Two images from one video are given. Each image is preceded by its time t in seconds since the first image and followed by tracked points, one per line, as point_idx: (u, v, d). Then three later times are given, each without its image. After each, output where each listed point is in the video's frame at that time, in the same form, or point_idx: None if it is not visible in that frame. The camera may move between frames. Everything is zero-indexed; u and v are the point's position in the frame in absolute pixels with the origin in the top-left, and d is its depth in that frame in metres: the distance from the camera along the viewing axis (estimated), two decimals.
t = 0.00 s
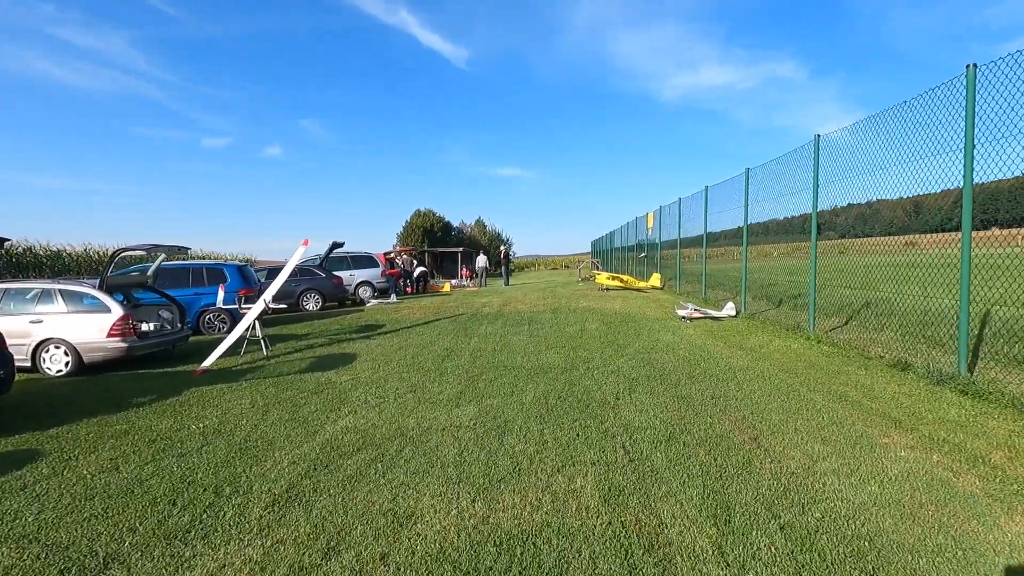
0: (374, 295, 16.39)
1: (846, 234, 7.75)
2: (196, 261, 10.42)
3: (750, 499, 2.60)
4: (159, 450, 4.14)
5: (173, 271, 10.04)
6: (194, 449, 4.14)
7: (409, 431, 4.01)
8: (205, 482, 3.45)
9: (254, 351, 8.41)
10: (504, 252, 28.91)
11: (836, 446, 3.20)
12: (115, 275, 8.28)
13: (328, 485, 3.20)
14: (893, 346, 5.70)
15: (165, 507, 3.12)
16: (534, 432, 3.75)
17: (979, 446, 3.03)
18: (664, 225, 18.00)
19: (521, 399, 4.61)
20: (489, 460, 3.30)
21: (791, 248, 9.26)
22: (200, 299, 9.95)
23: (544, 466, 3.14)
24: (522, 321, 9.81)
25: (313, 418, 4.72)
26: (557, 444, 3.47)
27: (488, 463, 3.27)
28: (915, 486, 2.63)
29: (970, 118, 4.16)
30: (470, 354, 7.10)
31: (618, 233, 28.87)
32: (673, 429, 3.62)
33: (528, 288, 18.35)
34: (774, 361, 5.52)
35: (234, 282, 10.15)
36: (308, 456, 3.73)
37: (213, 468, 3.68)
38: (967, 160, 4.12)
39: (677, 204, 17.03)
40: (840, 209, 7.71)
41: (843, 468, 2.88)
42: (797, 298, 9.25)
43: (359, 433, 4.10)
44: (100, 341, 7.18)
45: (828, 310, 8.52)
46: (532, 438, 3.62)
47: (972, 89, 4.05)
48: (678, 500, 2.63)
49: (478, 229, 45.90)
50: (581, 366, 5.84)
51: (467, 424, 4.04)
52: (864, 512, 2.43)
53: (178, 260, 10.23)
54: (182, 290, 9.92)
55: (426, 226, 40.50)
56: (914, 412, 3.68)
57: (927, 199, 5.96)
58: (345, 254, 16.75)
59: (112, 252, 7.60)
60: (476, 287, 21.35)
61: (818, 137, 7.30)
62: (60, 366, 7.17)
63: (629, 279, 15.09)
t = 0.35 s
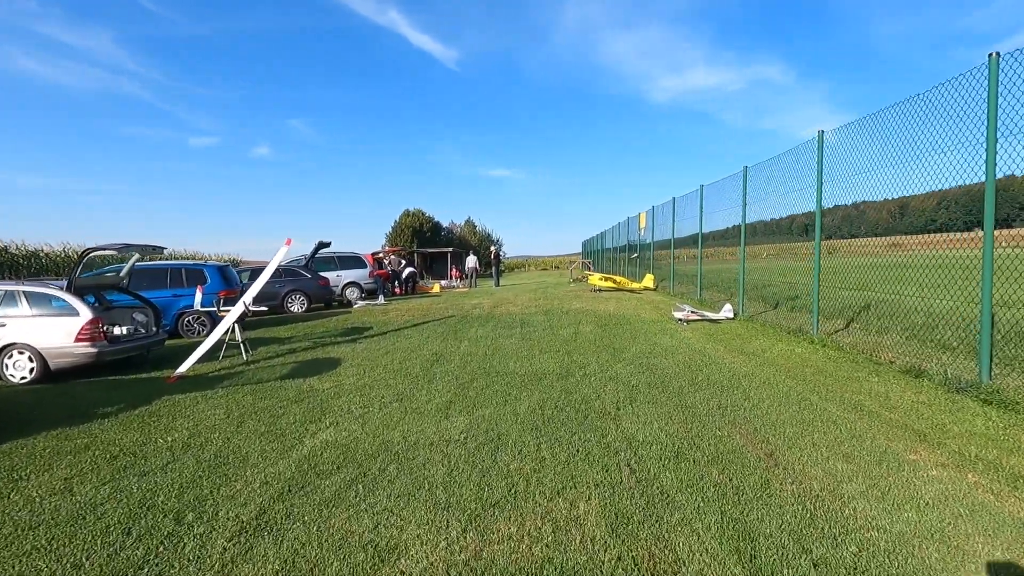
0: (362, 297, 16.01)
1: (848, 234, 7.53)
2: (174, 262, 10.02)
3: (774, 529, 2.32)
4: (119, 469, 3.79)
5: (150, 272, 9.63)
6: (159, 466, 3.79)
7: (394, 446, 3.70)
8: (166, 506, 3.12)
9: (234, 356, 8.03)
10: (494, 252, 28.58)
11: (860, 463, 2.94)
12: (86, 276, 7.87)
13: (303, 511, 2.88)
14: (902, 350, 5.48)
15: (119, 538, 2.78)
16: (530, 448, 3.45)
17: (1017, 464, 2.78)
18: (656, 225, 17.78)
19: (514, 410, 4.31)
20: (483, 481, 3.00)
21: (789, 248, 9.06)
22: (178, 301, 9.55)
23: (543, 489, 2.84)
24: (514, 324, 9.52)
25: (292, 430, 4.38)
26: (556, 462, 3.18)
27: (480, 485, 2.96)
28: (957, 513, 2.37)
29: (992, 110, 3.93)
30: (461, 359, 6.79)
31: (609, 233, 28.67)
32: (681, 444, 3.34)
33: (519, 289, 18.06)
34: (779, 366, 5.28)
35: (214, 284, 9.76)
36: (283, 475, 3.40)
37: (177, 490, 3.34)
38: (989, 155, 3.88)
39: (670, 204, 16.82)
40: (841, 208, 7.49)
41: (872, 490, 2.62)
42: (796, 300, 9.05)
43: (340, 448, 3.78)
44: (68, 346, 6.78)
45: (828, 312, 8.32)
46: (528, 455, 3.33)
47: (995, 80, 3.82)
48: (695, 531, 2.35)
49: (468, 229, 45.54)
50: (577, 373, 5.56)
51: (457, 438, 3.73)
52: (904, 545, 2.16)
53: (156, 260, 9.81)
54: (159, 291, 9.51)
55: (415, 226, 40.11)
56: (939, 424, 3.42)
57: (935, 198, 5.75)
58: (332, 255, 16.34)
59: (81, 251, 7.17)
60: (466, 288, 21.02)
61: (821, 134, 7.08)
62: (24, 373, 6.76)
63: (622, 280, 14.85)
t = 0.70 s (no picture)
0: (357, 295, 15.68)
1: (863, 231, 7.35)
2: (162, 259, 9.69)
3: (819, 558, 2.06)
4: (88, 481, 3.48)
5: (137, 269, 9.31)
6: (131, 478, 3.49)
7: (387, 457, 3.40)
8: (134, 525, 2.82)
9: (222, 356, 7.73)
10: (492, 250, 28.28)
11: (902, 477, 2.67)
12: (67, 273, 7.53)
13: (286, 532, 2.59)
14: (922, 349, 5.23)
15: (77, 564, 2.48)
16: (536, 459, 3.17)
17: None
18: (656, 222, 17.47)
19: (517, 415, 4.03)
20: (485, 498, 2.72)
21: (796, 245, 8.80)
22: (166, 299, 9.23)
23: (551, 508, 2.56)
24: (513, 322, 9.24)
25: (277, 437, 4.08)
26: (565, 475, 2.90)
27: (483, 502, 2.68)
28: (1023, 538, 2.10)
29: None
30: (459, 359, 6.50)
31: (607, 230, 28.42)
32: (700, 455, 3.06)
33: (518, 287, 17.79)
34: (794, 367, 5.01)
35: (203, 281, 9.44)
36: (265, 490, 3.11)
37: (148, 506, 3.04)
38: None
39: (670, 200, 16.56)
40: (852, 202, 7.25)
41: (922, 510, 2.35)
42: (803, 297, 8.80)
43: (328, 458, 3.48)
44: (45, 346, 6.46)
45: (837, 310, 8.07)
46: (534, 466, 3.05)
47: None
48: (728, 560, 2.08)
49: (465, 226, 45.20)
50: (582, 374, 5.28)
51: (456, 447, 3.43)
52: None
53: (142, 257, 9.48)
54: (146, 289, 9.19)
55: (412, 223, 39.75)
56: (979, 432, 3.16)
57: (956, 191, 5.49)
58: (326, 252, 16.01)
59: (60, 247, 6.84)
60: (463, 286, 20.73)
61: (834, 125, 6.81)
62: None
63: (622, 278, 14.59)
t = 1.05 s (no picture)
0: (357, 290, 15.42)
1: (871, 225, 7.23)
2: (156, 254, 9.42)
3: None
4: (66, 495, 3.22)
5: (130, 265, 9.04)
6: (112, 493, 3.23)
7: (388, 470, 3.15)
8: (112, 549, 2.57)
9: (218, 355, 7.48)
10: (494, 245, 28.02)
11: (961, 499, 2.41)
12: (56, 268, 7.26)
13: (277, 560, 2.33)
14: (952, 351, 4.98)
15: None
16: (551, 475, 2.91)
17: None
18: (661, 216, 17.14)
19: (527, 422, 3.77)
20: (498, 520, 2.46)
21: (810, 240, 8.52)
22: (160, 296, 8.97)
23: (571, 534, 2.31)
24: (517, 320, 8.98)
25: (271, 446, 3.82)
26: (585, 493, 2.65)
27: (495, 525, 2.42)
28: None
29: None
30: (463, 360, 6.25)
31: (609, 225, 28.12)
32: (730, 470, 2.81)
33: (520, 282, 17.50)
34: (817, 369, 4.76)
35: (198, 278, 9.18)
36: (256, 508, 2.85)
37: (128, 526, 2.78)
38: None
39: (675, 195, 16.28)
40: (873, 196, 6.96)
41: (993, 542, 2.09)
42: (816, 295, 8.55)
43: (325, 471, 3.22)
44: (32, 345, 6.20)
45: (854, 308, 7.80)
46: (550, 483, 2.79)
47: None
48: None
49: (466, 221, 44.88)
50: (593, 376, 5.02)
51: (463, 459, 3.17)
52: None
53: (136, 252, 9.21)
54: (140, 286, 8.92)
55: (412, 218, 39.47)
56: None
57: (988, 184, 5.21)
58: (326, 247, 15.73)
59: (47, 242, 6.57)
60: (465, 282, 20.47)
61: (857, 114, 6.51)
62: None
63: (627, 274, 14.32)
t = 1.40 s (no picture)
0: (357, 288, 15.15)
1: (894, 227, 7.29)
2: (150, 251, 9.15)
3: None
4: (39, 511, 2.96)
5: (123, 262, 8.78)
6: (88, 509, 2.97)
7: (389, 483, 2.89)
8: None
9: (212, 355, 7.22)
10: (495, 243, 27.74)
11: None
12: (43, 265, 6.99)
13: None
14: (984, 351, 4.72)
15: None
16: (568, 490, 2.66)
17: None
18: (665, 213, 16.83)
19: (538, 429, 3.52)
20: (513, 546, 2.21)
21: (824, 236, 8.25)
22: (154, 295, 8.71)
23: (596, 563, 2.06)
24: (522, 319, 8.71)
25: (264, 455, 3.55)
26: (607, 514, 2.39)
27: (510, 552, 2.17)
28: None
29: None
30: (466, 360, 5.99)
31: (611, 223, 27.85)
32: (767, 485, 2.55)
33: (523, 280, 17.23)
34: (843, 371, 4.49)
35: (193, 276, 8.92)
36: (244, 527, 2.60)
37: (101, 548, 2.52)
38: None
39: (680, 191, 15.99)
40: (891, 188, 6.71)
41: None
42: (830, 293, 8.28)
43: (320, 484, 2.96)
44: (17, 345, 5.93)
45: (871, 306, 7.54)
46: (568, 501, 2.54)
47: None
48: None
49: (467, 219, 44.59)
50: (604, 379, 4.76)
51: (471, 472, 2.92)
52: None
53: (129, 249, 8.94)
54: (133, 283, 8.66)
55: (413, 215, 39.18)
56: None
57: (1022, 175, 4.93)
58: (325, 244, 15.46)
59: (33, 238, 6.30)
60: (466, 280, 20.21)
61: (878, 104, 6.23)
62: None
63: (631, 271, 14.06)
